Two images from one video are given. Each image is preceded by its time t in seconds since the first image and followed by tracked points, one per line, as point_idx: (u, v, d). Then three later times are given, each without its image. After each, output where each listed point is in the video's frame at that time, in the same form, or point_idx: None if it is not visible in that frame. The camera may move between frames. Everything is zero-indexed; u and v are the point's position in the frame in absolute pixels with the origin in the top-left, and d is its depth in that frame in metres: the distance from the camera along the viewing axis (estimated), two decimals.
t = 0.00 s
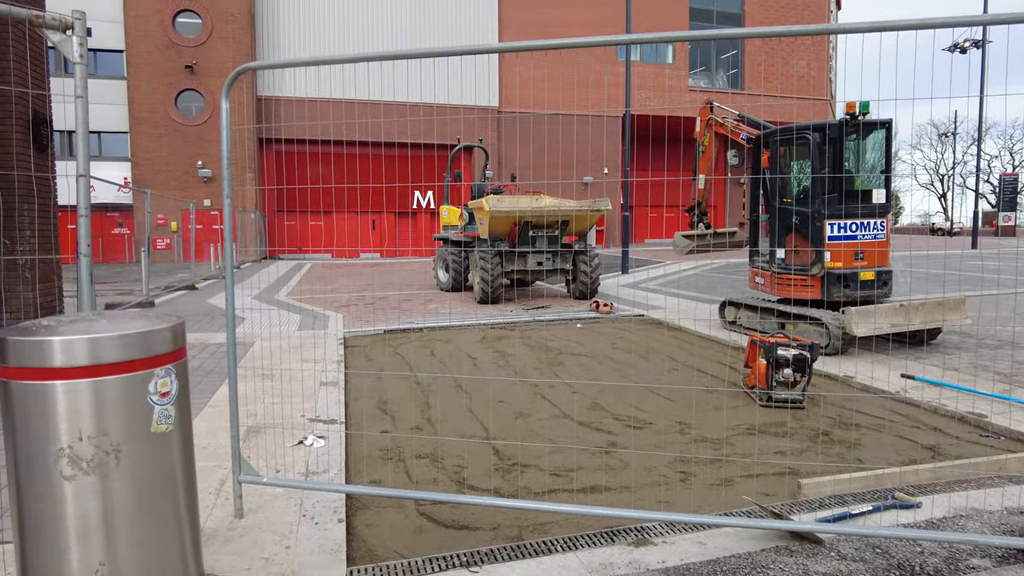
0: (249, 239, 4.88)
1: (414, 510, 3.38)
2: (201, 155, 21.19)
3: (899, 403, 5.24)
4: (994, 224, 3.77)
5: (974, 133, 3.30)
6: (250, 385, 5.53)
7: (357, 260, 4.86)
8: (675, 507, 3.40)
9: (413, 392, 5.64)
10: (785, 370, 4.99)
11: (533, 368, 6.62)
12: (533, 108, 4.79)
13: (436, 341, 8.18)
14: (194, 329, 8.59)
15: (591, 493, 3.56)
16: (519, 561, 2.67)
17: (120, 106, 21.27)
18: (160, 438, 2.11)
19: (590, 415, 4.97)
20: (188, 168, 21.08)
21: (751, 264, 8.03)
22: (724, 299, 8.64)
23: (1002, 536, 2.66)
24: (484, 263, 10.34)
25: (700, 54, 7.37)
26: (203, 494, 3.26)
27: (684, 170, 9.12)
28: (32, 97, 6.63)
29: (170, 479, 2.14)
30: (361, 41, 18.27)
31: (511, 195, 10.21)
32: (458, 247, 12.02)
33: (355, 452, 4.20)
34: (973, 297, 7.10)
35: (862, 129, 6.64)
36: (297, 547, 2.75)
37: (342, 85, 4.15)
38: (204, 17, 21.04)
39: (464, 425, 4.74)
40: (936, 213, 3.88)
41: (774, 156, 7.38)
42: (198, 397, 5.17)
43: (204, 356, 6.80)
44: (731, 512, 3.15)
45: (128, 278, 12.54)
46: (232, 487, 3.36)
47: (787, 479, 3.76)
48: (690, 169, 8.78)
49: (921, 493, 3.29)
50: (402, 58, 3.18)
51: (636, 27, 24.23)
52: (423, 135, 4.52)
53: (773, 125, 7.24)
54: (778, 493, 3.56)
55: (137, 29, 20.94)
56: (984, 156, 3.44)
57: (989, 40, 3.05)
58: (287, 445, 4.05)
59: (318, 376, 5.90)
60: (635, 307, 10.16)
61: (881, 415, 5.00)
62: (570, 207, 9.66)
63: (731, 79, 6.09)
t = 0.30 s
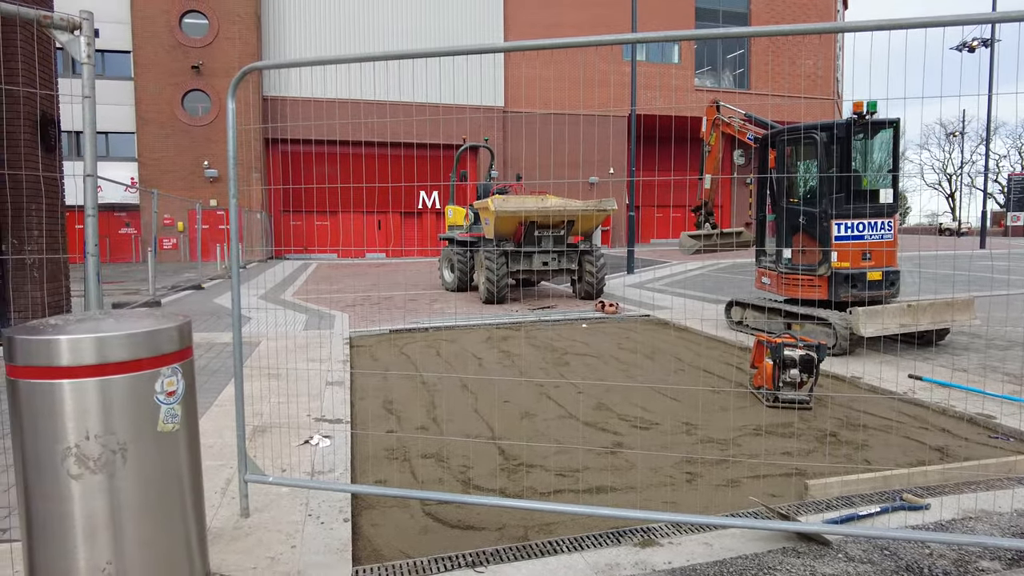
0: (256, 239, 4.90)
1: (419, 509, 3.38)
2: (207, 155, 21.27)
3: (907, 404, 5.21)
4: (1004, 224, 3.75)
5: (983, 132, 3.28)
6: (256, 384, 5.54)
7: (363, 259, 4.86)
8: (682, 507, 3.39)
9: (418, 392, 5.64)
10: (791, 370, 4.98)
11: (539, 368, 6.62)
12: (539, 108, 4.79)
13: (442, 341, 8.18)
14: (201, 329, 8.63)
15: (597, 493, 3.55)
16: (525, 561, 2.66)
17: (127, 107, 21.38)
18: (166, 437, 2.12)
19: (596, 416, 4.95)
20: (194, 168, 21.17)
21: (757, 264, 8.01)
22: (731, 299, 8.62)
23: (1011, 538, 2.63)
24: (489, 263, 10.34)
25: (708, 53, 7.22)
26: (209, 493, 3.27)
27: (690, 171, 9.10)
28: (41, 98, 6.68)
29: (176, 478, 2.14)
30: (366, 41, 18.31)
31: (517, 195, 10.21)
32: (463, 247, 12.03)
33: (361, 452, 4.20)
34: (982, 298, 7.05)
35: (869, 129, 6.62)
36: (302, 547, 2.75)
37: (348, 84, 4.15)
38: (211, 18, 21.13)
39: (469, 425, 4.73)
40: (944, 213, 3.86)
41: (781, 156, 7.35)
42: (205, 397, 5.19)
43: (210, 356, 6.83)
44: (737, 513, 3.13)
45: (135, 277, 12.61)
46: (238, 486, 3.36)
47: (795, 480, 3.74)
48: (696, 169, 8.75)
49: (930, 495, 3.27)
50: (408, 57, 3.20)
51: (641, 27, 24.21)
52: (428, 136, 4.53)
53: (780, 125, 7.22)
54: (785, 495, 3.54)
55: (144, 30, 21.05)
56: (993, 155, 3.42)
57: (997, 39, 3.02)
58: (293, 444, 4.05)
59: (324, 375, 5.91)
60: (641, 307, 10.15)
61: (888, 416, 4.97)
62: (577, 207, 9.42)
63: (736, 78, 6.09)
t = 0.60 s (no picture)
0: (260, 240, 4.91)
1: (423, 509, 3.37)
2: (212, 155, 21.34)
3: (913, 405, 5.18)
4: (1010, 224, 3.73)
5: (990, 132, 3.25)
6: (261, 384, 5.55)
7: (366, 260, 4.84)
8: (686, 508, 3.38)
9: (423, 392, 5.64)
10: (797, 371, 4.96)
11: (543, 368, 6.61)
12: (544, 108, 4.78)
13: (446, 341, 8.19)
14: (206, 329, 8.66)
15: (602, 494, 3.54)
16: (529, 562, 2.66)
17: (133, 107, 21.47)
18: (170, 437, 2.12)
19: (601, 416, 4.94)
20: (199, 168, 21.24)
21: (763, 264, 8.01)
22: (736, 299, 8.61)
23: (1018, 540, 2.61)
24: (493, 263, 10.35)
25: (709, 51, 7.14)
26: (214, 493, 3.28)
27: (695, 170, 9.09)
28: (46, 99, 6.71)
29: (181, 478, 2.14)
30: (370, 40, 18.33)
31: (521, 195, 10.21)
32: (467, 247, 12.03)
33: (365, 451, 4.20)
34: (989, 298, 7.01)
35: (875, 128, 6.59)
36: (307, 547, 2.75)
37: (352, 84, 4.15)
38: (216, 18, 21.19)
39: (473, 425, 4.73)
40: (950, 212, 3.84)
41: (787, 156, 7.34)
42: (210, 396, 5.21)
43: (215, 355, 6.85)
44: (742, 514, 3.12)
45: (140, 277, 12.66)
46: (242, 485, 3.37)
47: (800, 481, 3.72)
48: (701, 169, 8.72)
49: (936, 496, 3.24)
50: (412, 57, 3.20)
51: (645, 27, 24.19)
52: (433, 135, 4.52)
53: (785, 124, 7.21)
54: (790, 496, 3.52)
55: (149, 30, 21.12)
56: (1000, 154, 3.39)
57: (1005, 37, 3.00)
58: (298, 444, 4.06)
59: (328, 375, 5.92)
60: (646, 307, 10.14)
61: (894, 416, 4.95)
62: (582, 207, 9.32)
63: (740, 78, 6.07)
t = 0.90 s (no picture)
0: (264, 240, 4.92)
1: (429, 509, 3.38)
2: (217, 155, 21.41)
3: (919, 405, 5.16)
4: (1015, 225, 3.72)
5: (996, 132, 3.25)
6: (266, 383, 5.56)
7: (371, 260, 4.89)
8: (692, 508, 3.37)
9: (428, 391, 5.64)
10: (802, 371, 4.96)
11: (548, 368, 6.61)
12: (549, 107, 4.78)
13: (450, 341, 8.20)
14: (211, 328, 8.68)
15: (607, 494, 3.54)
16: (535, 561, 2.66)
17: (138, 108, 21.55)
18: (180, 435, 2.12)
19: (606, 416, 4.94)
20: (203, 168, 21.30)
21: (768, 264, 8.07)
22: (740, 299, 8.60)
23: None
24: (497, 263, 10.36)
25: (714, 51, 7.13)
26: (220, 492, 3.29)
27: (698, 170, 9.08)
28: (54, 99, 6.74)
29: (190, 477, 2.15)
30: (373, 40, 18.36)
31: (525, 195, 10.22)
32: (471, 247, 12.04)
33: (371, 451, 4.20)
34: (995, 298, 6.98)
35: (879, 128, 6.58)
36: (313, 546, 2.75)
37: (357, 85, 4.17)
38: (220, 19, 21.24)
39: (478, 425, 4.73)
40: (955, 213, 3.83)
41: (792, 155, 7.36)
42: (215, 396, 5.22)
43: (220, 355, 6.86)
44: (748, 514, 3.11)
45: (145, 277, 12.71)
46: (248, 484, 3.38)
47: (806, 481, 3.71)
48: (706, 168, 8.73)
49: (943, 497, 3.23)
50: (417, 58, 3.20)
51: (649, 27, 24.14)
52: (437, 135, 4.53)
53: (790, 124, 7.23)
54: (796, 496, 3.51)
55: (153, 31, 21.18)
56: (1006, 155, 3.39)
57: (1011, 36, 2.99)
58: (303, 443, 4.06)
59: (333, 374, 5.93)
60: (650, 307, 10.13)
61: (900, 417, 4.93)
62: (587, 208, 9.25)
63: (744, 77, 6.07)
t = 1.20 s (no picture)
0: (269, 240, 4.94)
1: (434, 509, 3.38)
2: (221, 155, 21.47)
3: (924, 406, 5.15)
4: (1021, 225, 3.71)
5: (1002, 132, 3.24)
6: (271, 383, 5.58)
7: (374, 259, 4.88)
8: (697, 509, 3.37)
9: (432, 392, 5.65)
10: (807, 371, 4.96)
11: (552, 369, 6.61)
12: (554, 108, 4.79)
13: (454, 341, 8.21)
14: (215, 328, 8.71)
15: (612, 494, 3.54)
16: (540, 562, 2.66)
17: (142, 108, 21.62)
18: (190, 435, 2.14)
19: (610, 416, 4.94)
20: (208, 168, 21.36)
21: (772, 265, 8.04)
22: (744, 300, 8.59)
23: None
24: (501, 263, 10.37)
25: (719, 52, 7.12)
26: (226, 492, 3.30)
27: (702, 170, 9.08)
28: (62, 101, 6.79)
29: (200, 477, 2.16)
30: (378, 41, 18.40)
31: (529, 195, 10.23)
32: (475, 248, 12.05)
33: (376, 451, 4.21)
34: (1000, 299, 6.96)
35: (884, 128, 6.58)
36: (318, 546, 2.76)
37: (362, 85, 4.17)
38: (225, 19, 21.31)
39: (482, 425, 4.74)
40: (960, 213, 3.82)
41: (796, 156, 7.34)
42: (220, 396, 5.24)
43: (225, 355, 6.89)
44: (753, 515, 3.11)
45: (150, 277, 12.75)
46: (254, 484, 3.39)
47: (811, 482, 3.70)
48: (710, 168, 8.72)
49: (949, 498, 3.23)
50: (422, 59, 3.22)
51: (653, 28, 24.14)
52: (442, 136, 4.54)
53: (793, 124, 7.23)
54: (801, 497, 3.51)
55: (158, 32, 21.25)
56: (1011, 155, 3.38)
57: (1017, 36, 2.98)
58: (308, 443, 4.08)
59: (338, 375, 5.94)
60: (654, 308, 10.13)
61: (905, 418, 4.92)
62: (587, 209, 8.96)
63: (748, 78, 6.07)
